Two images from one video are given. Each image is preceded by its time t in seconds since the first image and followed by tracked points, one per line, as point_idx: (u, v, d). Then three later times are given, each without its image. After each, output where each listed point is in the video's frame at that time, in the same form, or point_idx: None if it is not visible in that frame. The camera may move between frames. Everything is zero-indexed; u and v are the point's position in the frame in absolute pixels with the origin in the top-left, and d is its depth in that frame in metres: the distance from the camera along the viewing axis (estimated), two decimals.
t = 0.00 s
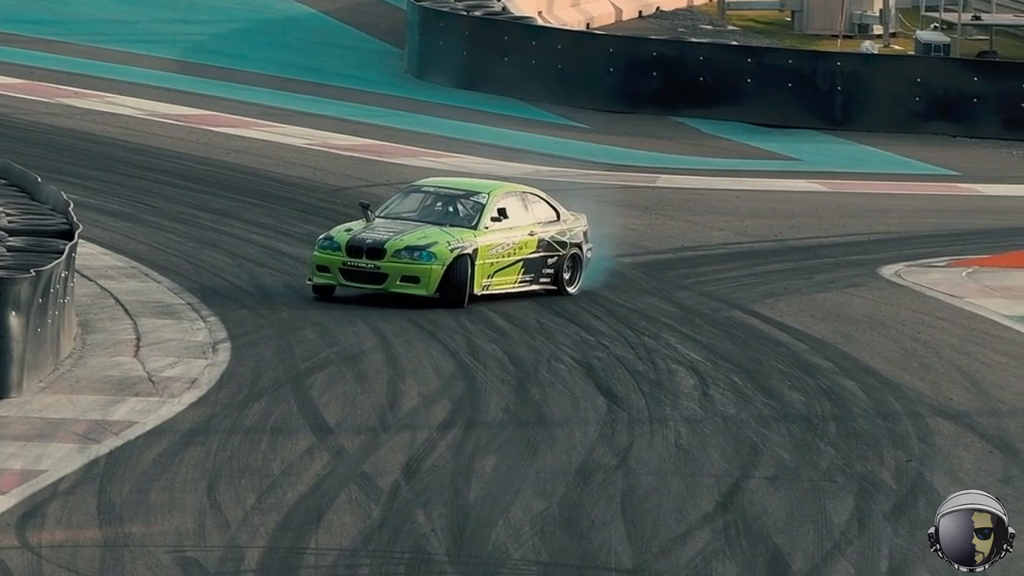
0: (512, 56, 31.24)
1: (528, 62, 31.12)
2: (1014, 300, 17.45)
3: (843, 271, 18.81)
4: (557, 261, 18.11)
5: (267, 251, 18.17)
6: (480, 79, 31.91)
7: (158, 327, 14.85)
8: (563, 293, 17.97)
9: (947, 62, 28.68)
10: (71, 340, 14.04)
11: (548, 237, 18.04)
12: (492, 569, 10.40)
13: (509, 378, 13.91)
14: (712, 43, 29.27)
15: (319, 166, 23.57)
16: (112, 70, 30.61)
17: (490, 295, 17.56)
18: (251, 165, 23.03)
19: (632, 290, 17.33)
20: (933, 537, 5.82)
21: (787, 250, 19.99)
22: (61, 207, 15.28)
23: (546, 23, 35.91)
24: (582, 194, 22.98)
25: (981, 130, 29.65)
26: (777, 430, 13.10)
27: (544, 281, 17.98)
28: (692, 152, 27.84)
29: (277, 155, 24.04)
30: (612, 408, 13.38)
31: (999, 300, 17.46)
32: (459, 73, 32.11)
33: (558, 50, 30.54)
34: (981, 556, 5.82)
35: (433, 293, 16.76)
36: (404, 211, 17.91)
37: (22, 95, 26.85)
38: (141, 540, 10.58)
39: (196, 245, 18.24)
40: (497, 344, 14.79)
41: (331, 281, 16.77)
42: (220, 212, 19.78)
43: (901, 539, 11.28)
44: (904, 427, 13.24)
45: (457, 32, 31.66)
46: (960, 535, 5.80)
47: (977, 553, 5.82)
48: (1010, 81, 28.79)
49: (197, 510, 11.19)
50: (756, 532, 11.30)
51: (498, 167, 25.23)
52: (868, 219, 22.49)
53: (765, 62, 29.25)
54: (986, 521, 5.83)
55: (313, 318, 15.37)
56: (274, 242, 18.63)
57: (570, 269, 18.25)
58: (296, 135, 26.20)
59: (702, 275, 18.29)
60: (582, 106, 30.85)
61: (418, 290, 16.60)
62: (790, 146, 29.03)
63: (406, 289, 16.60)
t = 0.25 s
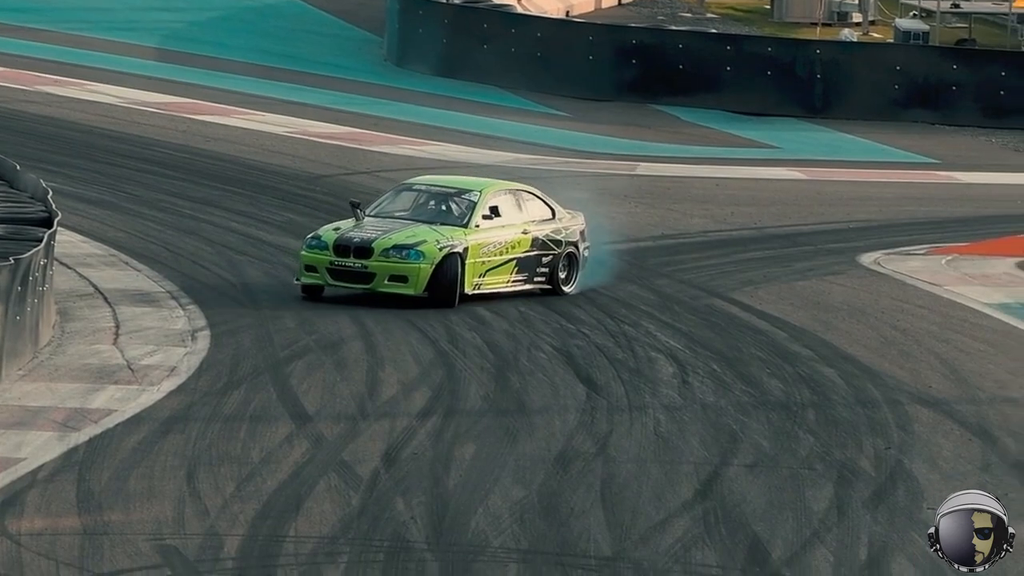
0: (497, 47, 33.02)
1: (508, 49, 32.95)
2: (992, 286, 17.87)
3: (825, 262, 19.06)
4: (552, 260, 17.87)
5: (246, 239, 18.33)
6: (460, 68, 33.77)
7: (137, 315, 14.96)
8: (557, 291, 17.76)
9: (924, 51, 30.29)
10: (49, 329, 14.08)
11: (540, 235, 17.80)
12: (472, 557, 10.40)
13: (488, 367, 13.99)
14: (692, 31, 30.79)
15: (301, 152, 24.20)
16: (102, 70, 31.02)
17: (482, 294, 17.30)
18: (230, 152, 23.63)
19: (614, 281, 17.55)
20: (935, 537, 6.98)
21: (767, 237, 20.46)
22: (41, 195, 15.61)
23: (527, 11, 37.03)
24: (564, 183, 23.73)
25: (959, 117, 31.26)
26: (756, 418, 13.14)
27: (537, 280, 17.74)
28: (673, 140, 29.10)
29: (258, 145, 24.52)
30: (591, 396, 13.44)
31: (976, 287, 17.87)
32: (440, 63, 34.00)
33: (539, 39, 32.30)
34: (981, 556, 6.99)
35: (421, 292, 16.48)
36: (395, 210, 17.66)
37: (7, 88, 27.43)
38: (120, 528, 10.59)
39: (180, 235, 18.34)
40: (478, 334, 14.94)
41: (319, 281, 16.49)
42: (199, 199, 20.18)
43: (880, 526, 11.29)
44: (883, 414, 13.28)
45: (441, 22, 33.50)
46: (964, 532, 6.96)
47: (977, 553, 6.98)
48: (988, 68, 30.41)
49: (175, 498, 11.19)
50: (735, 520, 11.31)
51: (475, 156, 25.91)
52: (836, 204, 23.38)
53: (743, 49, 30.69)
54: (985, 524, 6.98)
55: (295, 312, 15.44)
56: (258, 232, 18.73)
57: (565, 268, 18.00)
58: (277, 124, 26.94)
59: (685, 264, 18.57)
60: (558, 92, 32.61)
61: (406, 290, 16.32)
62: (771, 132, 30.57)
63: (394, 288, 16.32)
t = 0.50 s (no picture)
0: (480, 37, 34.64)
1: (490, 41, 34.45)
2: (971, 278, 18.12)
3: (807, 254, 19.18)
4: (545, 260, 17.46)
5: (229, 230, 18.47)
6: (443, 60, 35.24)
7: (119, 305, 15.06)
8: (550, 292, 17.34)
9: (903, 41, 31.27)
10: (32, 319, 14.12)
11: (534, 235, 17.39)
12: (454, 547, 10.39)
13: (470, 358, 14.07)
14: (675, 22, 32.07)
15: (281, 144, 24.47)
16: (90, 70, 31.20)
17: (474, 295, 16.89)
18: (211, 143, 23.90)
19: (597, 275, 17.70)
20: (935, 538, 6.30)
21: (747, 228, 20.81)
22: (24, 186, 15.68)
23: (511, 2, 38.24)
24: (544, 173, 23.99)
25: (941, 107, 32.27)
26: (738, 408, 13.17)
27: (530, 281, 17.33)
28: (654, 129, 29.90)
29: (241, 136, 24.86)
30: (574, 386, 13.49)
31: (957, 278, 18.08)
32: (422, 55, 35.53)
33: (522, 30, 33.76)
34: (981, 556, 6.31)
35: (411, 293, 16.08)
36: (386, 209, 17.26)
37: None
38: (102, 517, 10.59)
39: (165, 228, 18.39)
40: (460, 325, 15.05)
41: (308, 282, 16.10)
42: (181, 189, 20.46)
43: (862, 516, 11.29)
44: (865, 405, 13.31)
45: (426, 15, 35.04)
46: (962, 533, 6.27)
47: (978, 553, 6.30)
48: (970, 58, 31.26)
49: (157, 488, 11.19)
50: (717, 511, 11.31)
51: (455, 147, 26.20)
52: (810, 196, 23.78)
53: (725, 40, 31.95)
54: (985, 524, 6.29)
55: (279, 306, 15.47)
56: (243, 225, 18.78)
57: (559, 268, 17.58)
58: (260, 116, 27.43)
59: (666, 254, 18.82)
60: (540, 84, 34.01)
61: (395, 291, 15.92)
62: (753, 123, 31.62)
63: (383, 289, 15.92)
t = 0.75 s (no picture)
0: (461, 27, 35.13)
1: (470, 31, 35.02)
2: (953, 268, 18.19)
3: (790, 245, 19.25)
4: (537, 261, 16.94)
5: (210, 220, 18.50)
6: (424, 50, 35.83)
7: (100, 295, 15.08)
8: (542, 295, 16.82)
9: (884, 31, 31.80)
10: (13, 309, 14.14)
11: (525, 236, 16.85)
12: (435, 537, 10.40)
13: (452, 349, 14.12)
14: (655, 12, 32.41)
15: (263, 134, 24.53)
16: (76, 62, 31.20)
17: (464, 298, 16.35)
18: (194, 134, 23.91)
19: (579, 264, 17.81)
20: (935, 537, 6.50)
21: (728, 218, 20.86)
22: (3, 177, 15.67)
23: None
24: (526, 163, 24.09)
25: (922, 97, 32.76)
26: (720, 399, 13.19)
27: (521, 283, 16.79)
28: (638, 121, 30.13)
29: (223, 126, 24.89)
30: (555, 377, 13.52)
31: (938, 267, 18.22)
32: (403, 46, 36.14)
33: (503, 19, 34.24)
34: (980, 555, 6.55)
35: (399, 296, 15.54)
36: (374, 210, 16.73)
37: None
38: (83, 508, 10.58)
39: (148, 219, 18.38)
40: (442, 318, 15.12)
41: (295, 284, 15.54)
42: (160, 179, 20.48)
43: (844, 506, 11.30)
44: (846, 394, 13.34)
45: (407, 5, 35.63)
46: (963, 533, 6.47)
47: (977, 552, 6.54)
48: (950, 49, 31.90)
49: (138, 479, 11.17)
50: (699, 501, 11.32)
51: (437, 137, 26.25)
52: (791, 186, 23.92)
53: (706, 30, 32.23)
54: (985, 524, 6.51)
55: (263, 300, 15.47)
56: (226, 216, 18.78)
57: (550, 270, 17.06)
58: (242, 106, 27.43)
59: (649, 246, 18.80)
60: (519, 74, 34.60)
61: (383, 294, 15.37)
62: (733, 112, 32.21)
63: (371, 292, 15.37)
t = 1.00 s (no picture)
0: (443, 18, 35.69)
1: (453, 22, 35.58)
2: (936, 261, 18.21)
3: (774, 237, 19.27)
4: (527, 264, 16.66)
5: (193, 212, 18.53)
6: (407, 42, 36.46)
7: (84, 287, 15.10)
8: (531, 298, 16.53)
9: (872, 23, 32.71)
10: None
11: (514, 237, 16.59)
12: (418, 529, 10.40)
13: (436, 341, 14.18)
14: (638, 4, 33.18)
15: (246, 125, 24.50)
16: (63, 53, 31.15)
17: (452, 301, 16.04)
18: (177, 126, 23.86)
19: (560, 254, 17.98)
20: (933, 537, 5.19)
21: (711, 210, 20.86)
22: None
23: None
24: (509, 155, 24.08)
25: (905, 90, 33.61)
26: (704, 390, 13.22)
27: (510, 285, 16.51)
28: (622, 113, 30.20)
29: (206, 118, 24.85)
30: (539, 368, 13.57)
31: (921, 259, 18.32)
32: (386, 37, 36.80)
33: (487, 11, 34.77)
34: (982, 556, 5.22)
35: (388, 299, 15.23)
36: (362, 212, 16.43)
37: None
38: (67, 500, 10.58)
39: (134, 211, 18.38)
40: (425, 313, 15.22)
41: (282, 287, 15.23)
42: (143, 170, 20.49)
43: (827, 498, 11.31)
44: (829, 386, 13.38)
45: None
46: (960, 533, 5.18)
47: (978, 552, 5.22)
48: (934, 40, 32.90)
49: (122, 471, 11.18)
50: (683, 492, 11.33)
51: (419, 128, 26.20)
52: (774, 178, 23.92)
53: (689, 21, 33.12)
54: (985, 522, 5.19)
55: (247, 293, 15.49)
56: (212, 208, 18.78)
57: (540, 272, 16.79)
58: (225, 97, 27.41)
59: (634, 237, 18.81)
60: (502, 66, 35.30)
61: (373, 296, 15.07)
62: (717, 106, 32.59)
63: (360, 295, 15.07)
